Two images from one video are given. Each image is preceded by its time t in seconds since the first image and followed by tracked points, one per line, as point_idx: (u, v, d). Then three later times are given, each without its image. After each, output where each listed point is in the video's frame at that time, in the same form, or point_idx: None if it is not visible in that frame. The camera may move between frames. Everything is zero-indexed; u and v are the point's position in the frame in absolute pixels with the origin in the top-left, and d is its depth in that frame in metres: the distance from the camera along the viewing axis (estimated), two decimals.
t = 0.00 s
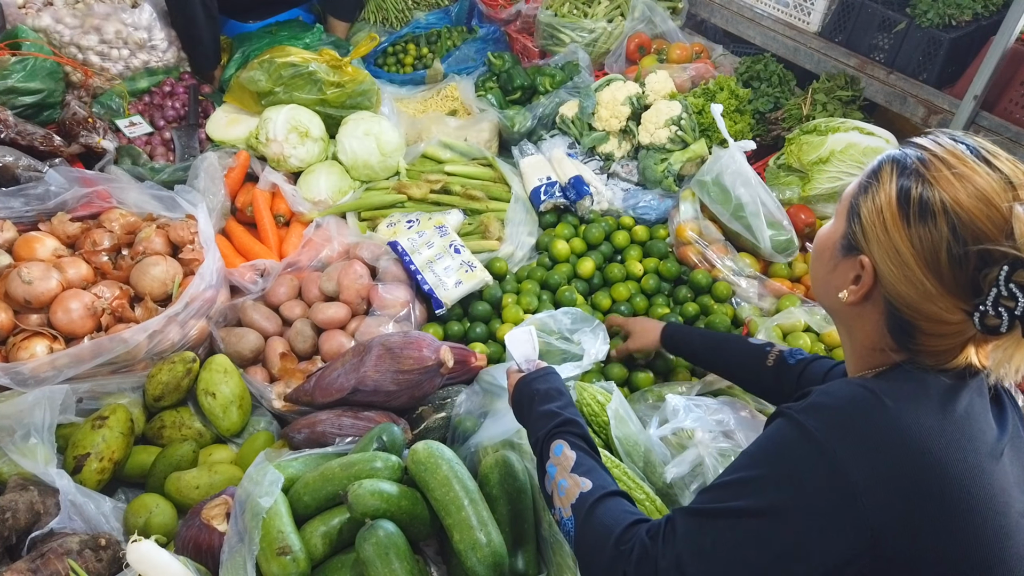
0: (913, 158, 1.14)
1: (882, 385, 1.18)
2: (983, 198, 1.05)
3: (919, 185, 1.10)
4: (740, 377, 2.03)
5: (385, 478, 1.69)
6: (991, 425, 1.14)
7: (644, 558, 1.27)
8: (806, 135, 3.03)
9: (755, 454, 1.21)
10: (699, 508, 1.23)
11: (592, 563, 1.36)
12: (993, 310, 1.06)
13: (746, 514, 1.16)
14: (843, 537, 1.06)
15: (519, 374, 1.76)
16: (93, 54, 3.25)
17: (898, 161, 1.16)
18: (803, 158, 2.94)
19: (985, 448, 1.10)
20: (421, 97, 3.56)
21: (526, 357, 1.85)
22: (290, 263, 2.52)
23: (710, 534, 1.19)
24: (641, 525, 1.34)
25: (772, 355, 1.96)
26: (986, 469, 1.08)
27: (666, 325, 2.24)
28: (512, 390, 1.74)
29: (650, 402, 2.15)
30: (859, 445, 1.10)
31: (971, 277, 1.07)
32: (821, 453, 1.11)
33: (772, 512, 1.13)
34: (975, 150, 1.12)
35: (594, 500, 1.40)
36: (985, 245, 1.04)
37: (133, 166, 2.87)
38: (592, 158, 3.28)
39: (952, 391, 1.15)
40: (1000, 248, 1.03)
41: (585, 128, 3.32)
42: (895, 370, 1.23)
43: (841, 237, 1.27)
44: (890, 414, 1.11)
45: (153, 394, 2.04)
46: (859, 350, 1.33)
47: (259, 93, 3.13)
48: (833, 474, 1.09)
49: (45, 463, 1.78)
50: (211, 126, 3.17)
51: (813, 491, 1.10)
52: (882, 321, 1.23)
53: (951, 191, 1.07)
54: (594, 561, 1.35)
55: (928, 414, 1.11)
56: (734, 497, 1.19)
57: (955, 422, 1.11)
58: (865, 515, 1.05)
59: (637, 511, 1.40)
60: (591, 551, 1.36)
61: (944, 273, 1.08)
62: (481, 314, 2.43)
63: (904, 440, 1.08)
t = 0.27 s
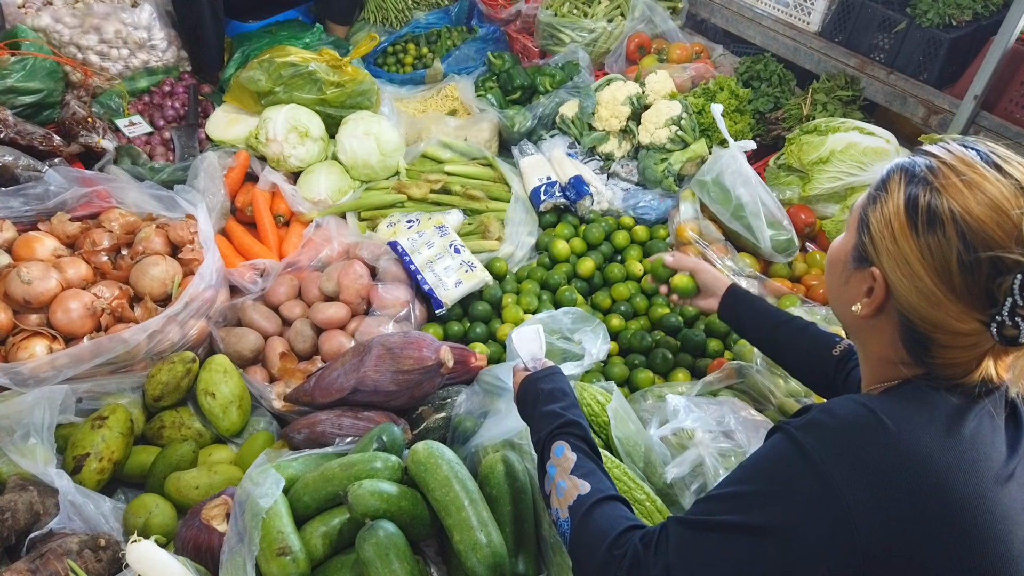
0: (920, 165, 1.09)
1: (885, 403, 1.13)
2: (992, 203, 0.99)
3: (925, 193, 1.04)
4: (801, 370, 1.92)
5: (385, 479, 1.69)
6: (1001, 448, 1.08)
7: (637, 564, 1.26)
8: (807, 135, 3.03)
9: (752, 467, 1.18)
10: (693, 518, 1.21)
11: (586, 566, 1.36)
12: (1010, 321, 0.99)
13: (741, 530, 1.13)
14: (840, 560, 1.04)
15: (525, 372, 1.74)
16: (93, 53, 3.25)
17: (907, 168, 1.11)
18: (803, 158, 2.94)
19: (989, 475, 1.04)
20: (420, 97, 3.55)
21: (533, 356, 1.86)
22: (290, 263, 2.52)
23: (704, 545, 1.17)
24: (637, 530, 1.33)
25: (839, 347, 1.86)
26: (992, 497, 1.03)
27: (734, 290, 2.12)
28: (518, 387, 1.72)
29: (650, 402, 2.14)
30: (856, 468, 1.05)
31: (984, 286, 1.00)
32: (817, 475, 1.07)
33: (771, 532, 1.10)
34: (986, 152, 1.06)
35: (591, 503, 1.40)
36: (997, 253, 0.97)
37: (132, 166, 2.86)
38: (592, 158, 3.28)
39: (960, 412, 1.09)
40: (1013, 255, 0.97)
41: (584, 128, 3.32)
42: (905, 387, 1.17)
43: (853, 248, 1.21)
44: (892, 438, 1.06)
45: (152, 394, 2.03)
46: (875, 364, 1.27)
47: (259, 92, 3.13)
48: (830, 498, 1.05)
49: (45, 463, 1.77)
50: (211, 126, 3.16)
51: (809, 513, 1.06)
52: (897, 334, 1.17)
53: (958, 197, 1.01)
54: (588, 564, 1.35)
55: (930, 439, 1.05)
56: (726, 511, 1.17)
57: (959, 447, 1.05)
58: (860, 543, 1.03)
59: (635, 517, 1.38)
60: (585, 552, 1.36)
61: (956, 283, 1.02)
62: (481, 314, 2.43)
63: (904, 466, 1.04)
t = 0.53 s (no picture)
0: (932, 173, 1.06)
1: (888, 419, 1.11)
2: (1009, 211, 0.97)
3: (940, 203, 1.02)
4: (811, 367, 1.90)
5: (383, 479, 1.68)
6: (1006, 468, 1.07)
7: (627, 568, 1.26)
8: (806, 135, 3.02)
9: (748, 479, 1.17)
10: (687, 526, 1.21)
11: (579, 567, 1.36)
12: None
13: (730, 542, 1.14)
14: (835, 575, 1.05)
15: (525, 368, 1.72)
16: (92, 53, 3.24)
17: (918, 177, 1.08)
18: (802, 158, 2.93)
19: (993, 497, 1.03)
20: (419, 97, 3.53)
21: (532, 349, 1.78)
22: (289, 263, 2.52)
23: (692, 554, 1.18)
24: (630, 532, 1.32)
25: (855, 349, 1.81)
26: (996, 519, 1.02)
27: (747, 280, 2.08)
28: (517, 382, 1.71)
29: (650, 403, 2.13)
30: (855, 487, 1.05)
31: (1004, 299, 0.98)
32: (814, 492, 1.07)
33: (764, 546, 1.10)
34: (995, 159, 1.04)
35: (586, 503, 1.39)
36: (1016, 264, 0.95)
37: (131, 165, 2.86)
38: (591, 158, 3.28)
39: (966, 431, 1.08)
40: None
41: (584, 128, 3.32)
42: (914, 403, 1.15)
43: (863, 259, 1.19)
44: (894, 458, 1.05)
45: (151, 395, 2.03)
46: (885, 377, 1.25)
47: (258, 92, 3.12)
48: (826, 516, 1.05)
49: (43, 464, 1.77)
50: (209, 126, 3.15)
51: (803, 529, 1.07)
52: (911, 347, 1.15)
53: (974, 207, 0.99)
54: (582, 566, 1.35)
55: (933, 460, 1.04)
56: (719, 522, 1.17)
57: (962, 468, 1.04)
58: (858, 564, 1.02)
59: (630, 519, 1.38)
60: (578, 553, 1.36)
61: (974, 296, 1.00)
62: (480, 314, 2.42)
63: (905, 487, 1.03)
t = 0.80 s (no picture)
0: (924, 179, 1.06)
1: (885, 429, 1.11)
2: (1003, 213, 0.97)
3: (935, 208, 1.01)
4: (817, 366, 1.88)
5: (380, 479, 1.68)
6: (1003, 480, 1.07)
7: (619, 571, 1.26)
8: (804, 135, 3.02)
9: (741, 487, 1.17)
10: (680, 533, 1.21)
11: (572, 568, 1.36)
12: None
13: (721, 550, 1.14)
14: None
15: (524, 367, 1.72)
16: (88, 53, 3.23)
17: (910, 182, 1.08)
18: (800, 158, 2.93)
19: (989, 509, 1.03)
20: (416, 96, 3.53)
21: (530, 349, 1.79)
22: (286, 263, 2.51)
23: (683, 559, 1.18)
24: (623, 534, 1.32)
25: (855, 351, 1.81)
26: (993, 532, 1.02)
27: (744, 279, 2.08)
28: (515, 381, 1.71)
29: (647, 402, 2.13)
30: (850, 497, 1.05)
31: (1003, 304, 0.98)
32: (808, 502, 1.07)
33: (759, 556, 1.10)
34: (985, 162, 1.05)
35: (581, 503, 1.39)
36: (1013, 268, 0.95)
37: (127, 166, 2.85)
38: (588, 158, 3.27)
39: (963, 442, 1.07)
40: None
41: (581, 127, 3.31)
42: (912, 412, 1.15)
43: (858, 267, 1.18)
44: (890, 470, 1.05)
45: (147, 395, 2.02)
46: (882, 384, 1.25)
47: (254, 92, 3.11)
48: (819, 528, 1.05)
49: (39, 465, 1.76)
50: (205, 126, 3.11)
51: (797, 539, 1.06)
52: (910, 355, 1.14)
53: (967, 209, 0.99)
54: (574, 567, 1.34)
55: (929, 472, 1.04)
56: (712, 529, 1.17)
57: (959, 480, 1.03)
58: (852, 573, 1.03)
59: (624, 520, 1.37)
60: (570, 553, 1.36)
61: (972, 301, 0.99)
62: (477, 314, 2.42)
63: (901, 500, 1.03)
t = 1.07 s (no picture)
0: (895, 175, 1.09)
1: (882, 431, 1.11)
2: (971, 195, 0.99)
3: (907, 198, 1.03)
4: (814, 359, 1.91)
5: (376, 480, 1.68)
6: (1001, 480, 1.07)
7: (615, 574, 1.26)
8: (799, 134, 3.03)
9: (738, 491, 1.17)
10: (675, 536, 1.21)
11: (567, 569, 1.36)
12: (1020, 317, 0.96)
13: (716, 554, 1.14)
14: None
15: (515, 369, 1.72)
16: (82, 52, 3.22)
17: (882, 181, 1.11)
18: (795, 157, 2.93)
19: (986, 510, 1.03)
20: (412, 95, 3.53)
21: (523, 351, 1.80)
22: (281, 263, 2.51)
23: (679, 562, 1.18)
24: (619, 538, 1.32)
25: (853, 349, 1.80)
26: (990, 532, 1.02)
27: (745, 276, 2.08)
28: (508, 385, 1.71)
29: (643, 401, 2.13)
30: (846, 500, 1.05)
31: (985, 284, 0.98)
32: (804, 505, 1.07)
33: (755, 559, 1.11)
34: (954, 155, 1.07)
35: (574, 507, 1.39)
36: (991, 246, 0.96)
37: (121, 165, 2.84)
38: (584, 157, 3.28)
39: (959, 442, 1.08)
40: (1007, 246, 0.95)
41: (577, 127, 3.32)
42: (910, 410, 1.14)
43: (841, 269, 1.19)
44: (888, 474, 1.05)
45: (142, 396, 2.02)
46: (877, 386, 1.24)
47: (249, 91, 3.10)
48: (817, 532, 1.05)
49: (33, 466, 1.76)
50: (200, 126, 3.13)
51: (792, 542, 1.07)
52: (901, 351, 1.13)
53: (938, 196, 1.01)
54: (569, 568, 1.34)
55: (925, 473, 1.04)
56: (707, 533, 1.17)
57: (956, 481, 1.04)
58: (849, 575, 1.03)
59: (619, 523, 1.38)
60: (565, 556, 1.36)
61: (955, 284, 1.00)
62: (473, 314, 2.42)
63: (899, 503, 1.03)
